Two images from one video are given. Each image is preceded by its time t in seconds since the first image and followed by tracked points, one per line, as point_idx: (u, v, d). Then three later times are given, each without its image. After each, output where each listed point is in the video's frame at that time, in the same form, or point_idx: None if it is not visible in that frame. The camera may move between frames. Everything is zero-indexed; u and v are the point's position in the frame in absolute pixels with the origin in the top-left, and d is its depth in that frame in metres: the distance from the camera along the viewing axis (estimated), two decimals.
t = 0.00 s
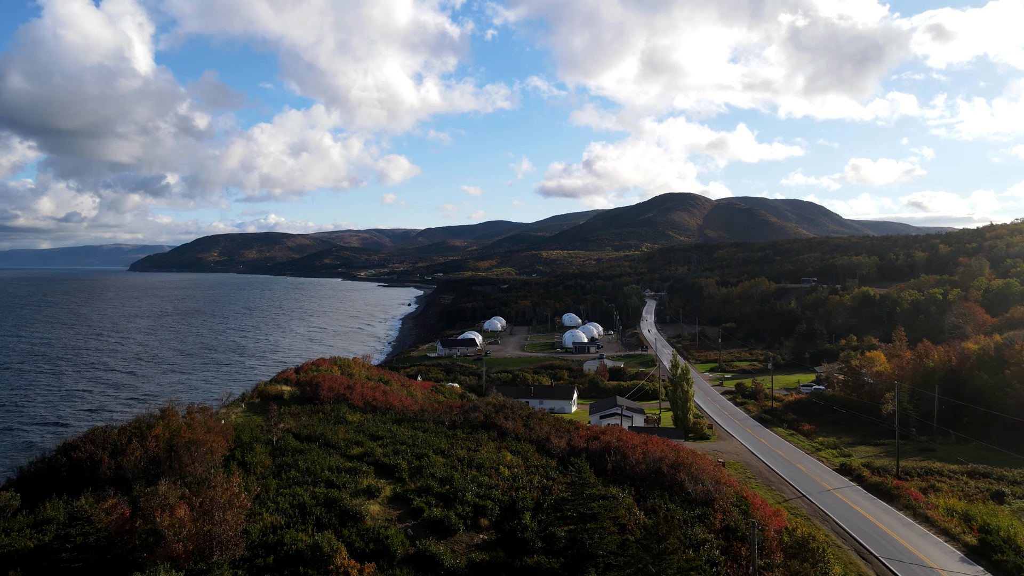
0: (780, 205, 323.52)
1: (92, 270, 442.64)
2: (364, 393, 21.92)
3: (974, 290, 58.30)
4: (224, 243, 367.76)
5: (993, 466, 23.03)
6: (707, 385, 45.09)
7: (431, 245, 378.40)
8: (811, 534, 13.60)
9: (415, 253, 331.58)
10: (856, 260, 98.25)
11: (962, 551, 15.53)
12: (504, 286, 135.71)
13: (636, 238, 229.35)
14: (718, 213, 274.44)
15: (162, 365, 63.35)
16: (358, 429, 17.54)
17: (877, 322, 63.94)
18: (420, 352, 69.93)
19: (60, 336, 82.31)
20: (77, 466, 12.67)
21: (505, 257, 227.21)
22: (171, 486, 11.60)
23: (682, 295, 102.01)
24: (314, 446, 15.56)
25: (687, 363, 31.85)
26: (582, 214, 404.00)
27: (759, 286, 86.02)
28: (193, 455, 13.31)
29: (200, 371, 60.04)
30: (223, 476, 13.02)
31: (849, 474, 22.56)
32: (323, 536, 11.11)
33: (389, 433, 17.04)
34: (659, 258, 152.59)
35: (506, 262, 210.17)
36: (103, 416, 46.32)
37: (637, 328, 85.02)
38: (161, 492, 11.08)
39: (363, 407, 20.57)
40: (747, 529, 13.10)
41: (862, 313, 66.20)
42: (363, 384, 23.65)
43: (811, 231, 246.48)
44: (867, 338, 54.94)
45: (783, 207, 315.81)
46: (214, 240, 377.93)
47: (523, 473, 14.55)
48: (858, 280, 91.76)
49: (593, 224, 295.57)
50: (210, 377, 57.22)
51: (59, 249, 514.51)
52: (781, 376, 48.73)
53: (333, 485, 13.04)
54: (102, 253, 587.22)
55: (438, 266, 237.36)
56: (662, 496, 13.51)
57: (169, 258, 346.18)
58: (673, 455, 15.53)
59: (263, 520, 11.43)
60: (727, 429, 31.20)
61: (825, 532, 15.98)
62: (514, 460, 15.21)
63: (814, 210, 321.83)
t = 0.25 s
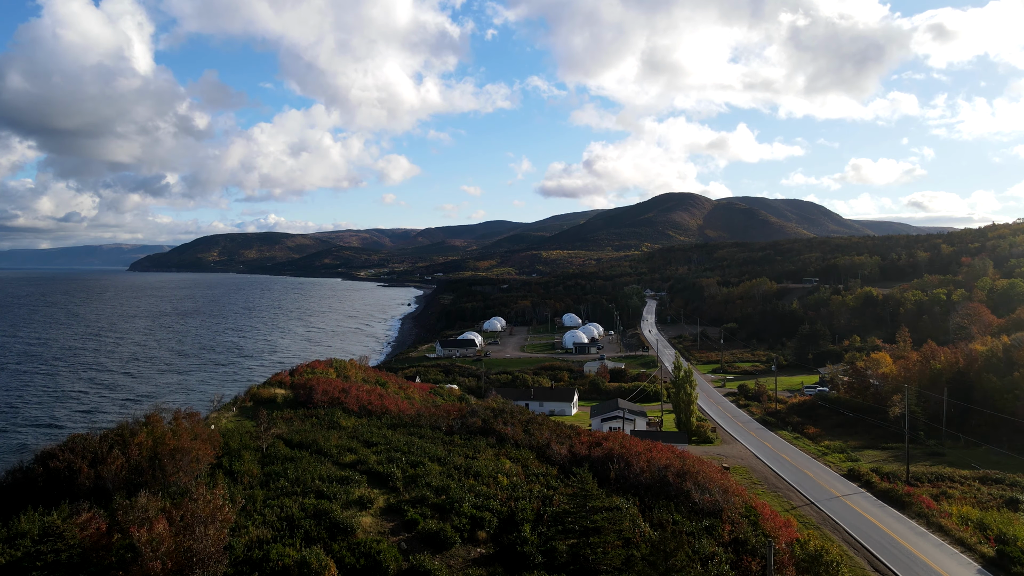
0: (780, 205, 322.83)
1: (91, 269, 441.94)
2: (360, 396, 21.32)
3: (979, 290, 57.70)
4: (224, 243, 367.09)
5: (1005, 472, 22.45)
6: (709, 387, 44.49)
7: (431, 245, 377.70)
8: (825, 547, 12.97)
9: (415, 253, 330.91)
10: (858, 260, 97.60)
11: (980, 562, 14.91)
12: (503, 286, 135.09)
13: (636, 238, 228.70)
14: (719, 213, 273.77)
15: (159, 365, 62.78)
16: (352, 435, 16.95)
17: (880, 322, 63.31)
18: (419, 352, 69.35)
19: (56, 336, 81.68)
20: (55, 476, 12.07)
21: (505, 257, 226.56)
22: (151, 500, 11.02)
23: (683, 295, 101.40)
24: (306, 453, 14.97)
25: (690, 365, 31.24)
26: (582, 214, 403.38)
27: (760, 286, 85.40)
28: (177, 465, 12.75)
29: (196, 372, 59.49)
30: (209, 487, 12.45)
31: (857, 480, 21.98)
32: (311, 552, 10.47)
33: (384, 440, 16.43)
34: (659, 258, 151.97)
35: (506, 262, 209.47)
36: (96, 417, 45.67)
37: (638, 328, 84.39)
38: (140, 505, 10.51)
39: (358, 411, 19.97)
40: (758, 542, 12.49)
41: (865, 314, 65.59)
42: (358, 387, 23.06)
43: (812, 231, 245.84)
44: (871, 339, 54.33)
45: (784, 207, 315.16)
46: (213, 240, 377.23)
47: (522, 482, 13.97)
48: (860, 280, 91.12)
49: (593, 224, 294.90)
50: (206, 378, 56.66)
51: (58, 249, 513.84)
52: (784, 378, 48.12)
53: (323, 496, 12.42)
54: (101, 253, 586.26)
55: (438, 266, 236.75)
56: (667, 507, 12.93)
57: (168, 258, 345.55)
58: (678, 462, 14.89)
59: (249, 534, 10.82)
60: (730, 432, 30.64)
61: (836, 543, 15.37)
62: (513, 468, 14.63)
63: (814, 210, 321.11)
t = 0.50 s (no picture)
0: (780, 205, 322.25)
1: (91, 269, 441.33)
2: (354, 399, 20.72)
3: (983, 290, 57.12)
4: (223, 243, 366.47)
5: (1017, 477, 21.85)
6: (712, 389, 43.92)
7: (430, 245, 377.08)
8: (838, 562, 12.36)
9: (414, 253, 330.25)
10: (860, 260, 97.02)
11: None
12: (503, 286, 134.50)
13: (636, 238, 228.16)
14: (719, 213, 273.19)
15: (155, 366, 62.24)
16: (346, 441, 16.36)
17: (883, 323, 62.71)
18: (418, 353, 68.83)
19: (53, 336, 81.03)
20: (30, 486, 11.47)
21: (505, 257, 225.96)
22: (130, 513, 10.44)
23: (684, 295, 100.82)
24: (297, 460, 14.39)
25: (693, 367, 30.63)
26: (582, 215, 402.95)
27: (762, 286, 84.81)
28: (160, 474, 12.20)
29: (193, 373, 58.96)
30: (193, 499, 11.87)
31: (867, 485, 21.40)
32: (299, 568, 9.85)
33: (378, 446, 15.81)
34: (660, 258, 151.41)
35: (506, 262, 208.84)
36: (91, 419, 45.08)
37: (638, 329, 83.84)
38: (118, 519, 9.95)
39: (353, 416, 19.38)
40: (769, 556, 11.87)
41: (867, 314, 65.00)
42: (354, 391, 22.48)
43: (812, 231, 245.26)
44: (875, 339, 53.77)
45: (784, 207, 314.63)
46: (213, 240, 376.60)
47: (520, 491, 13.36)
48: (862, 280, 90.53)
49: (593, 224, 294.28)
50: (203, 379, 56.11)
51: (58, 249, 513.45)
52: (787, 379, 47.56)
53: (313, 508, 11.82)
54: (100, 253, 586.23)
55: (438, 266, 236.23)
56: (673, 519, 12.32)
57: (168, 258, 345.01)
58: (685, 470, 14.27)
59: (234, 548, 10.22)
60: (734, 435, 30.07)
61: (848, 556, 14.77)
62: (512, 477, 14.05)
63: (815, 209, 320.49)
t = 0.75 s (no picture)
0: (781, 205, 321.65)
1: (90, 269, 440.56)
2: (349, 403, 20.12)
3: (988, 291, 56.53)
4: (223, 243, 365.82)
5: None
6: (714, 391, 43.35)
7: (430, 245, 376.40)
8: None
9: (414, 253, 329.55)
10: (862, 260, 96.38)
11: None
12: (503, 286, 133.85)
13: (636, 238, 227.56)
14: (719, 212, 272.49)
15: (151, 367, 61.59)
16: (339, 448, 15.74)
17: (886, 324, 62.10)
18: (417, 354, 68.23)
19: (49, 337, 80.36)
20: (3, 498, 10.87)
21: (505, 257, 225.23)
22: (106, 529, 9.85)
23: (685, 295, 100.22)
24: (287, 469, 13.79)
25: (697, 369, 30.02)
26: (582, 215, 402.31)
27: (763, 287, 84.23)
28: (142, 485, 11.60)
29: (189, 374, 58.31)
30: (176, 512, 11.27)
31: (877, 492, 20.83)
32: None
33: (371, 453, 15.21)
34: (660, 258, 150.83)
35: (506, 262, 208.07)
36: (85, 421, 44.47)
37: (639, 329, 83.25)
38: (93, 535, 9.35)
39: (347, 421, 18.77)
40: (781, 571, 11.28)
41: (871, 315, 64.38)
42: (349, 395, 21.88)
43: (813, 231, 244.57)
44: (878, 340, 53.21)
45: (784, 207, 314.02)
46: (212, 240, 375.92)
47: (520, 501, 12.76)
48: (864, 280, 89.90)
49: (593, 224, 293.62)
50: (199, 381, 55.48)
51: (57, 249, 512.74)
52: (790, 381, 46.96)
53: (302, 521, 11.22)
54: (100, 253, 585.62)
55: (437, 266, 235.57)
56: (680, 532, 11.74)
57: (167, 258, 344.22)
58: (691, 480, 13.65)
59: (217, 565, 9.62)
60: (738, 439, 29.48)
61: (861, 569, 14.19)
62: (512, 486, 13.45)
63: (815, 209, 319.93)
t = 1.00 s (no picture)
0: (781, 205, 320.95)
1: (90, 269, 440.01)
2: (344, 408, 19.53)
3: (993, 291, 55.89)
4: (223, 243, 365.30)
5: None
6: (717, 393, 42.76)
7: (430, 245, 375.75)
8: None
9: (414, 253, 328.94)
10: (864, 260, 95.71)
11: None
12: (503, 286, 133.25)
13: (637, 238, 226.93)
14: (720, 212, 271.78)
15: (147, 368, 61.02)
16: (332, 454, 15.19)
17: (890, 324, 61.46)
18: (417, 355, 67.67)
19: (45, 337, 79.74)
20: None
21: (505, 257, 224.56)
22: (79, 545, 9.24)
23: (686, 296, 99.58)
24: (277, 478, 13.23)
25: (700, 371, 29.43)
26: (582, 214, 401.71)
27: (764, 287, 83.62)
28: (122, 496, 11.02)
29: (186, 375, 57.73)
30: (157, 526, 10.68)
31: (887, 499, 20.24)
32: None
33: (365, 461, 14.62)
34: (660, 258, 150.24)
35: (506, 262, 207.44)
36: (80, 423, 43.87)
37: (640, 330, 82.65)
38: (64, 552, 8.76)
39: (342, 426, 18.22)
40: None
41: (874, 315, 63.75)
42: (346, 397, 21.35)
43: (814, 231, 243.83)
44: (882, 341, 52.61)
45: (785, 207, 313.31)
46: (212, 240, 375.37)
47: (520, 512, 12.17)
48: (866, 281, 89.24)
49: (593, 224, 292.99)
50: (196, 382, 54.93)
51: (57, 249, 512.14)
52: (793, 382, 46.37)
53: (290, 535, 10.62)
54: (100, 253, 585.20)
55: (437, 266, 234.95)
56: (688, 545, 11.16)
57: (167, 258, 343.67)
58: (699, 490, 13.06)
59: None
60: (743, 442, 28.92)
61: None
62: (511, 496, 12.87)
63: (815, 209, 319.37)
